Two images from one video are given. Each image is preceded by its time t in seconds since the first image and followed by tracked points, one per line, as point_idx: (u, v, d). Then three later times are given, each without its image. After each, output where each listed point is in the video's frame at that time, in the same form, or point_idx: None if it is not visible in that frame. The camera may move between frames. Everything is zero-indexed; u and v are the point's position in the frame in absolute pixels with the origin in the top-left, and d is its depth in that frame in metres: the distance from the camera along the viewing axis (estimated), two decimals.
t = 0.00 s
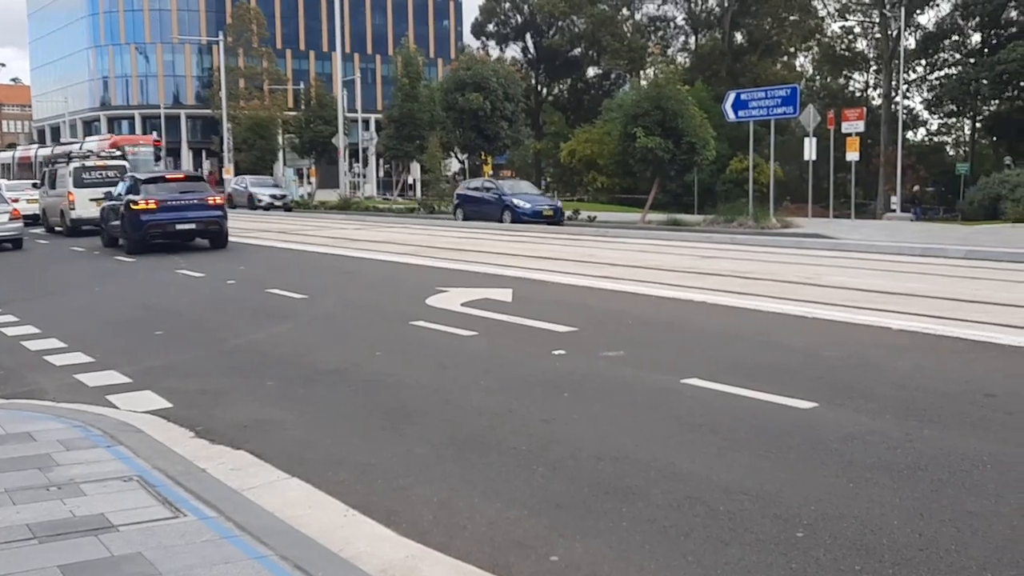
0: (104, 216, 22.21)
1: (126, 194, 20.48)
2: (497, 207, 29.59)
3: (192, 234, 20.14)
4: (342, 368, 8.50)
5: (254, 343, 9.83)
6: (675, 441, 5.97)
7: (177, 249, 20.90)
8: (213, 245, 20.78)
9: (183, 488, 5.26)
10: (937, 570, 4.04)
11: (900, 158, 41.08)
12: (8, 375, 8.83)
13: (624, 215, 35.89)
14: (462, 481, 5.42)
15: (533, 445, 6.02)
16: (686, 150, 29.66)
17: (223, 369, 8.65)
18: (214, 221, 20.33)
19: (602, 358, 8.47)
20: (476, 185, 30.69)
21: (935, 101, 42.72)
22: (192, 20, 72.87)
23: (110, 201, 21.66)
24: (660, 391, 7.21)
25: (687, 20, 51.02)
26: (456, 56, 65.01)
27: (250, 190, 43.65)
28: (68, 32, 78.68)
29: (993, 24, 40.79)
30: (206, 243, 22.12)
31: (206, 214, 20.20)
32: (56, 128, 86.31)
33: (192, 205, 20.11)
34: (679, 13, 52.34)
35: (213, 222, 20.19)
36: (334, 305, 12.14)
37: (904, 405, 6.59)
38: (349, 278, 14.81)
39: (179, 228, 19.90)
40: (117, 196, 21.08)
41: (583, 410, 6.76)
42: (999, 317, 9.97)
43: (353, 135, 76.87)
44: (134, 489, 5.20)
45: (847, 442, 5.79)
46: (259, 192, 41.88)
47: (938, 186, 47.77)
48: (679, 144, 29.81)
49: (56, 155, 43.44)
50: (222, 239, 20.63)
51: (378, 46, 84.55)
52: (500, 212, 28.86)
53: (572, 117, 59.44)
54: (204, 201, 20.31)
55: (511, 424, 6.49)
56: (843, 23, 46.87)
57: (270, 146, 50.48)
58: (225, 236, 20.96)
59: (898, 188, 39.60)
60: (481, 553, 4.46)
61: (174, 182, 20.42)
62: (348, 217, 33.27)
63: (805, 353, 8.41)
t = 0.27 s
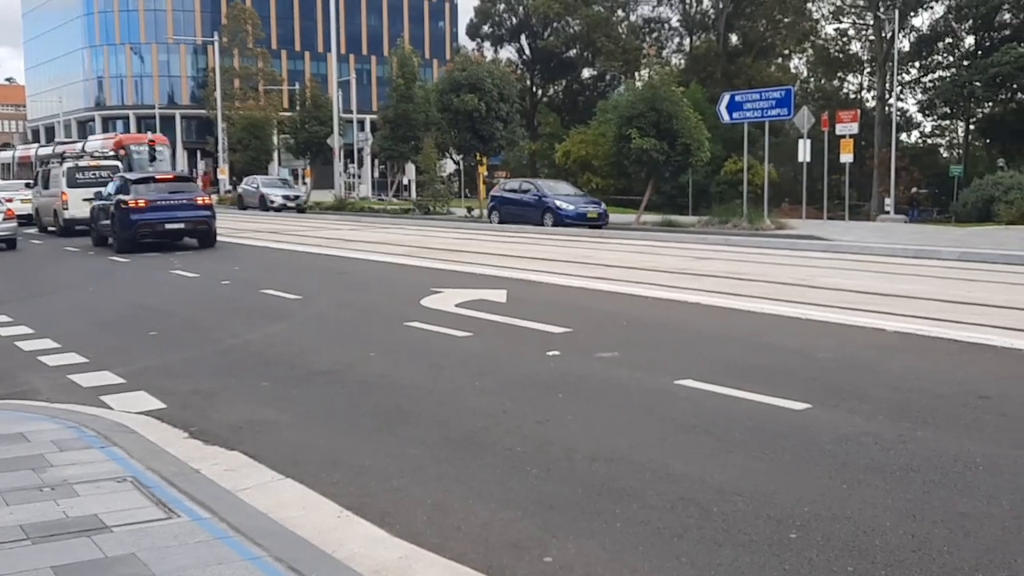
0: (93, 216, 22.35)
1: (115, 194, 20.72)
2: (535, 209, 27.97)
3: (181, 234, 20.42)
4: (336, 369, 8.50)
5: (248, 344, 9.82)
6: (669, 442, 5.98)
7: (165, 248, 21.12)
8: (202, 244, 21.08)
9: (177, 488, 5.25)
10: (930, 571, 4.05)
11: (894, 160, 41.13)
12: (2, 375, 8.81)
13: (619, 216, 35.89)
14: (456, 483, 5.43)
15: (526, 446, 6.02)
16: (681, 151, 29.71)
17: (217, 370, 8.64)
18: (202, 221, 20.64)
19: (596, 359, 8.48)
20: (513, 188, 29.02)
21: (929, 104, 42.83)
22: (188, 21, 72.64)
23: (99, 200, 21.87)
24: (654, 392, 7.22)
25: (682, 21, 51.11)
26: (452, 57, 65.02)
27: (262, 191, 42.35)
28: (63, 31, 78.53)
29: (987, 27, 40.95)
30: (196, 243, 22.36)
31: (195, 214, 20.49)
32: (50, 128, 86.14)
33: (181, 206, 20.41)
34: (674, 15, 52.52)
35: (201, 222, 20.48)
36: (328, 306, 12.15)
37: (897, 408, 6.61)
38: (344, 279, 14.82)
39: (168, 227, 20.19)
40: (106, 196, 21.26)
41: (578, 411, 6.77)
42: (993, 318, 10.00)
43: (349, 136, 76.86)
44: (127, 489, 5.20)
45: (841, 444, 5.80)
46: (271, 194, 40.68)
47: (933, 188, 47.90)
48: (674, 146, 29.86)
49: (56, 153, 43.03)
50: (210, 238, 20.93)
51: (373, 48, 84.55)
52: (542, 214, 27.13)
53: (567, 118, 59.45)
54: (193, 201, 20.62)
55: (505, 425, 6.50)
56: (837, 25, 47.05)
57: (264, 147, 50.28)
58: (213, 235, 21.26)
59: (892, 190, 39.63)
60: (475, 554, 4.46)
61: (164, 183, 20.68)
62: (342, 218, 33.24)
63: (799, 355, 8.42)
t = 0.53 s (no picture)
0: (81, 215, 22.28)
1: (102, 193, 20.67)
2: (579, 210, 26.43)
3: (168, 233, 20.47)
4: (328, 369, 8.47)
5: (239, 344, 9.79)
6: (661, 442, 5.97)
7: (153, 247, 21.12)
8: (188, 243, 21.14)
9: (167, 489, 5.23)
10: (921, 571, 4.06)
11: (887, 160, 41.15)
12: None
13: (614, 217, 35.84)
14: (447, 482, 5.42)
15: (518, 446, 6.02)
16: (674, 152, 29.76)
17: (209, 370, 8.62)
18: (189, 220, 20.68)
19: (588, 360, 8.47)
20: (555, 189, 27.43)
21: (921, 105, 42.94)
22: (180, 20, 72.68)
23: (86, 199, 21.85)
24: (646, 393, 7.22)
25: (676, 22, 51.16)
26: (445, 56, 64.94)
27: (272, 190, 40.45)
28: (54, 31, 78.20)
29: (979, 28, 41.07)
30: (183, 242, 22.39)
31: (182, 214, 20.53)
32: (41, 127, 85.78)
33: (167, 205, 20.43)
34: (667, 16, 52.61)
35: (188, 221, 20.55)
36: (321, 305, 12.13)
37: (888, 407, 6.63)
38: (337, 279, 14.78)
39: (155, 227, 20.23)
40: (94, 196, 21.19)
41: (570, 411, 6.76)
42: (983, 319, 10.03)
43: (341, 136, 76.78)
44: (118, 490, 5.18)
45: (833, 444, 5.80)
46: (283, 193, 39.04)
47: (926, 188, 48.01)
48: (666, 146, 29.89)
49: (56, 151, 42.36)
50: (197, 237, 21.00)
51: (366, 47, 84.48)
52: (585, 217, 25.80)
53: (560, 119, 59.38)
54: (180, 200, 20.65)
55: (498, 425, 6.49)
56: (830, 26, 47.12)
57: (257, 147, 50.01)
58: (200, 234, 21.31)
59: (885, 191, 39.67)
60: (466, 554, 4.45)
61: (150, 182, 20.69)
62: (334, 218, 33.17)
63: (791, 355, 8.42)
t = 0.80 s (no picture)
0: (66, 214, 22.23)
1: (87, 193, 20.63)
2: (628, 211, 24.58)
3: (152, 233, 20.50)
4: (316, 369, 8.45)
5: (227, 345, 9.76)
6: (649, 443, 5.96)
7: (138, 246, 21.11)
8: (172, 243, 21.16)
9: (152, 489, 5.21)
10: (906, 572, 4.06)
11: (876, 162, 41.28)
12: None
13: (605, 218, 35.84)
14: (434, 483, 5.41)
15: (507, 447, 6.01)
16: (664, 153, 29.83)
17: (195, 371, 8.59)
18: (173, 220, 20.69)
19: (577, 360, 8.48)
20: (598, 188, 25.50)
21: (911, 106, 43.12)
22: (170, 20, 72.30)
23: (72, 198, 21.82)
24: (635, 393, 7.22)
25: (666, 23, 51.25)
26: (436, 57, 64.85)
27: (284, 190, 39.13)
28: (43, 30, 77.88)
29: (967, 30, 41.18)
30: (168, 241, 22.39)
31: (166, 214, 20.54)
32: (30, 126, 85.39)
33: (152, 205, 20.44)
34: (658, 17, 52.72)
35: (172, 222, 20.57)
36: (310, 306, 12.09)
37: (876, 408, 6.64)
38: (326, 279, 14.75)
39: (139, 226, 20.22)
40: (79, 195, 21.13)
41: (557, 412, 6.76)
42: (971, 320, 10.05)
43: (332, 136, 76.66)
44: (103, 491, 5.15)
45: (820, 444, 5.80)
46: (294, 192, 37.71)
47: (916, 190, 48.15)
48: (657, 147, 29.94)
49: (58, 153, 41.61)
50: (181, 237, 21.01)
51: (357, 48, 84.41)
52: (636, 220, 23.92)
53: (551, 120, 59.41)
54: (165, 200, 20.66)
55: (486, 426, 6.48)
56: (820, 28, 47.25)
57: (247, 147, 49.84)
58: (185, 234, 21.33)
59: (875, 192, 39.85)
60: (452, 556, 4.43)
61: (136, 182, 20.65)
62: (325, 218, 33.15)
63: (778, 356, 8.43)
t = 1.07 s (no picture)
0: (50, 215, 22.14)
1: (71, 193, 20.59)
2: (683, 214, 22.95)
3: (136, 233, 20.46)
4: (303, 371, 8.42)
5: (213, 347, 9.71)
6: (636, 445, 5.95)
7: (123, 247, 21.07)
8: (156, 243, 21.15)
9: (135, 493, 5.17)
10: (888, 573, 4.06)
11: (865, 164, 41.37)
12: None
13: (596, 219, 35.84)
14: (418, 486, 5.39)
15: (494, 449, 5.99)
16: (654, 154, 29.84)
17: (181, 372, 8.55)
18: (158, 220, 20.66)
19: (564, 361, 8.46)
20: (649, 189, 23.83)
21: (900, 109, 43.26)
22: (160, 20, 72.10)
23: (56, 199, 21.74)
24: (622, 395, 7.22)
25: (657, 25, 51.27)
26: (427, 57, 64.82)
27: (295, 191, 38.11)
28: (32, 30, 77.55)
29: (956, 32, 41.31)
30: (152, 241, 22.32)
31: (150, 214, 20.51)
32: (18, 126, 85.01)
33: (136, 205, 20.38)
34: (648, 19, 52.84)
35: (156, 222, 20.54)
36: (297, 307, 12.05)
37: (862, 409, 6.64)
38: (314, 281, 14.70)
39: (124, 226, 20.17)
40: (63, 197, 21.05)
41: (545, 413, 6.74)
42: (957, 322, 10.08)
43: (323, 137, 76.50)
44: (85, 494, 5.12)
45: (804, 446, 5.80)
46: (304, 194, 36.92)
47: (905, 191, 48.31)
48: (647, 148, 29.95)
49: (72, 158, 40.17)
50: (165, 237, 20.99)
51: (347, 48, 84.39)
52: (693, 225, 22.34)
53: (542, 121, 59.36)
54: (149, 200, 20.60)
55: (472, 428, 6.46)
56: (809, 30, 47.39)
57: (237, 149, 49.69)
58: (168, 234, 21.28)
59: (864, 193, 39.98)
60: (436, 558, 4.42)
61: (119, 183, 20.61)
62: (314, 220, 33.05)
63: (765, 357, 8.43)
